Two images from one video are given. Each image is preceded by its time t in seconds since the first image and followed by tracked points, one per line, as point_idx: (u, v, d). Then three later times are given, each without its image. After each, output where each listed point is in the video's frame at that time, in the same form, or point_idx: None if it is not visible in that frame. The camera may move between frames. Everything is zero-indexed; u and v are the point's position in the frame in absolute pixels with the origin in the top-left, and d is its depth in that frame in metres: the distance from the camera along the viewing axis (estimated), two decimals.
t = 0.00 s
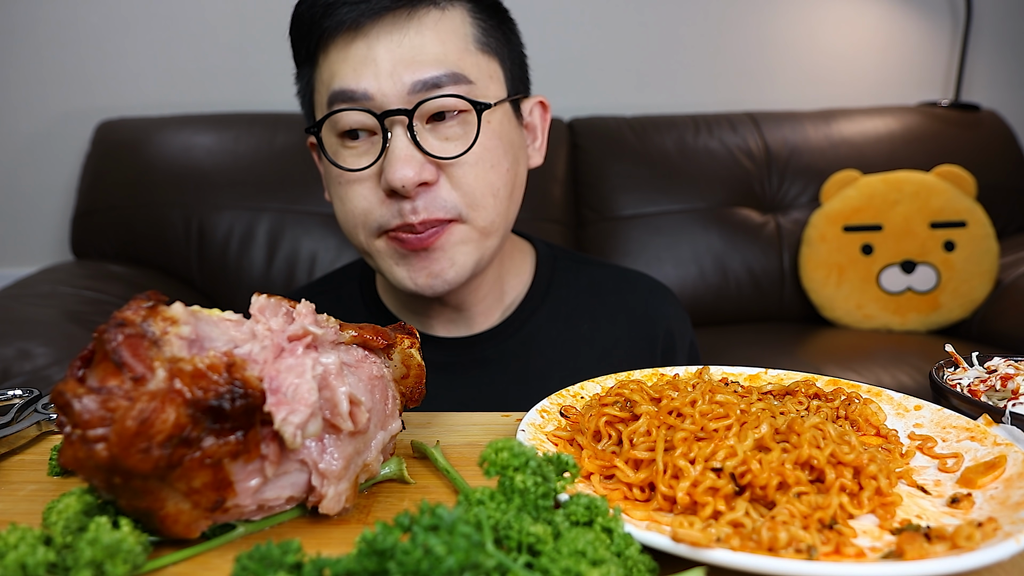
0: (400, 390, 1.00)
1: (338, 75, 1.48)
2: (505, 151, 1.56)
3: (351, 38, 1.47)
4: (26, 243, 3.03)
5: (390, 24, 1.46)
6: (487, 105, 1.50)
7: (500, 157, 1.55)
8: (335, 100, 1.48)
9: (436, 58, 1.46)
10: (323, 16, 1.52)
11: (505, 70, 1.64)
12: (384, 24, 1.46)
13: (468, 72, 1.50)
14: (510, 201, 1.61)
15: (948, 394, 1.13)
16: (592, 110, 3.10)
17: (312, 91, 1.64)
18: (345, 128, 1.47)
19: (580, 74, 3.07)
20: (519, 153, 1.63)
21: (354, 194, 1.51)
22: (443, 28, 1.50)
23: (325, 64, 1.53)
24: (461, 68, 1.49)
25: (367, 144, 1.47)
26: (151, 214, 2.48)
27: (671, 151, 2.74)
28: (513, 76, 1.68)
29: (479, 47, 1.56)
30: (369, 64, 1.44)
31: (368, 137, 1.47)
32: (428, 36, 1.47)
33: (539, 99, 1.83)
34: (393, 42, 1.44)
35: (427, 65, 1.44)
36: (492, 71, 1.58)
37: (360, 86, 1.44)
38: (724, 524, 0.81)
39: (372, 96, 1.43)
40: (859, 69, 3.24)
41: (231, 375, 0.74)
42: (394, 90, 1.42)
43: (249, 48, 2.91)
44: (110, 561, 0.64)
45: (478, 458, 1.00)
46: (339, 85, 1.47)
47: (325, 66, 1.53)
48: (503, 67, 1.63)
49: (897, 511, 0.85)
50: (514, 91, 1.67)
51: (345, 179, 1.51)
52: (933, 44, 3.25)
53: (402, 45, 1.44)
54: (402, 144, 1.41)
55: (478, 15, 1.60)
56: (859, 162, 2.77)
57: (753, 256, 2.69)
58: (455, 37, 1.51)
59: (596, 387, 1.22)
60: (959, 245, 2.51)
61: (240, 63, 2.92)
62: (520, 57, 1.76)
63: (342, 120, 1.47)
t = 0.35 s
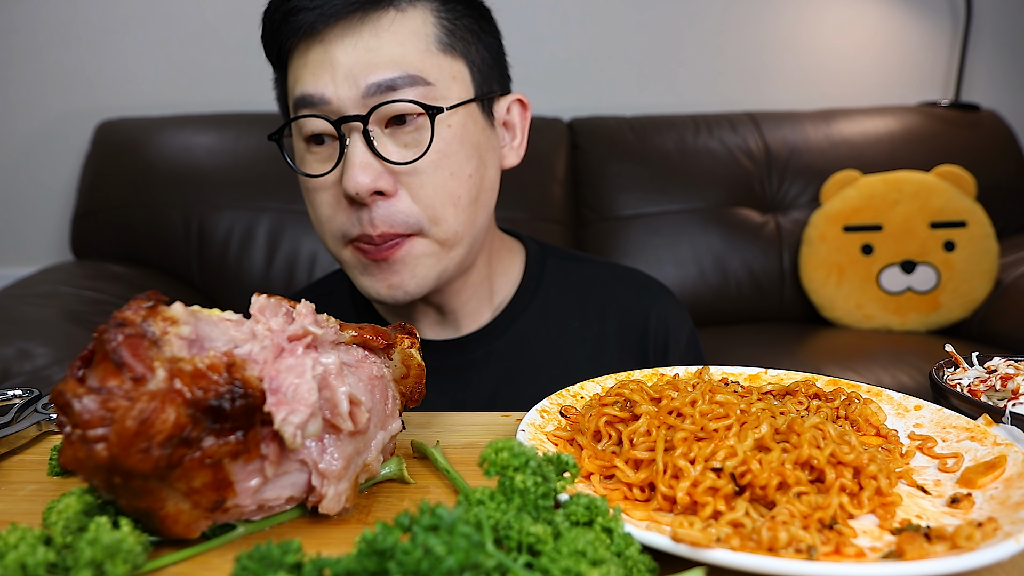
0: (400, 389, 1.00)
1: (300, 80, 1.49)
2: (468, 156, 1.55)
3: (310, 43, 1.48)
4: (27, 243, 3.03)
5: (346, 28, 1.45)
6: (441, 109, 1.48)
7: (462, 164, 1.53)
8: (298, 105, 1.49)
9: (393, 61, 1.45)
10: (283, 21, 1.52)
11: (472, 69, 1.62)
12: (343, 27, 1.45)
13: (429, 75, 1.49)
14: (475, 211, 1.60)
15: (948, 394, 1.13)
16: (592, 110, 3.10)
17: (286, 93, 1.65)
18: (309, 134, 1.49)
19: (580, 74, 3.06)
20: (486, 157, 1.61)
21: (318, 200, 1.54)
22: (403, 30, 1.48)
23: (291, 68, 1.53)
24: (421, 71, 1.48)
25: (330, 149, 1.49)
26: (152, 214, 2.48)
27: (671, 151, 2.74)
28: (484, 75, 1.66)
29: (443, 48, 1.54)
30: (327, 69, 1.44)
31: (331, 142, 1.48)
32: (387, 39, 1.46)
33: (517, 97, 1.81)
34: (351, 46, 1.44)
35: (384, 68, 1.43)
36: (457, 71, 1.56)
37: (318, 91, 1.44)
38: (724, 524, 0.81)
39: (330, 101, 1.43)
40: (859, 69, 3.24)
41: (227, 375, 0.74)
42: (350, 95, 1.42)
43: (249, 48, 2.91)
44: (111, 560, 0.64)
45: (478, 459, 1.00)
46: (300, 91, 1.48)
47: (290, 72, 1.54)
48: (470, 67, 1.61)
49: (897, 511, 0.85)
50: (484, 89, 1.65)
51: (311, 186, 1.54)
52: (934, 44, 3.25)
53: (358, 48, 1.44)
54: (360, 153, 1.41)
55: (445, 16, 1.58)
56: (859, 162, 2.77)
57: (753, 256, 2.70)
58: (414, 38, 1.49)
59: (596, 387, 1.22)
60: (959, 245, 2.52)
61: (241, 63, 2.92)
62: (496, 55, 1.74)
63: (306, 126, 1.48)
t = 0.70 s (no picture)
0: (400, 390, 1.00)
1: (302, 68, 1.47)
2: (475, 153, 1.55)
3: (316, 29, 1.46)
4: (27, 243, 3.03)
5: (355, 16, 1.44)
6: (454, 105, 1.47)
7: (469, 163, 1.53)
8: (300, 94, 1.47)
9: (404, 52, 1.45)
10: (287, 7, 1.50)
11: (481, 62, 1.63)
12: (348, 14, 1.45)
13: (438, 66, 1.49)
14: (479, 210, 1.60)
15: (948, 393, 1.13)
16: (592, 110, 3.10)
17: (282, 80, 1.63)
18: (311, 125, 1.47)
19: (581, 74, 3.06)
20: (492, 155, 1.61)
21: (318, 195, 1.52)
22: (411, 20, 1.48)
23: (291, 56, 1.51)
24: (429, 61, 1.48)
25: (334, 141, 1.46)
26: (152, 214, 2.48)
27: (671, 151, 2.74)
28: (490, 69, 1.66)
29: (450, 39, 1.54)
30: (332, 57, 1.43)
31: (334, 134, 1.46)
32: (395, 28, 1.46)
33: (523, 92, 1.82)
34: (358, 34, 1.43)
35: (393, 58, 1.43)
36: (465, 64, 1.56)
37: (324, 79, 1.43)
38: (724, 524, 0.81)
39: (335, 90, 1.42)
40: (859, 69, 3.24)
41: (228, 374, 0.74)
42: (357, 84, 1.41)
43: (250, 48, 2.91)
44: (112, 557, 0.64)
45: (478, 459, 1.00)
46: (303, 79, 1.46)
47: (292, 58, 1.52)
48: (479, 60, 1.62)
49: (897, 511, 0.85)
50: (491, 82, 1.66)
51: (311, 178, 1.52)
52: (934, 44, 3.25)
53: (367, 37, 1.43)
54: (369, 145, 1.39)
55: (451, 8, 1.57)
56: (859, 162, 2.77)
57: (753, 256, 2.70)
58: (425, 29, 1.49)
59: (596, 387, 1.23)
60: (959, 245, 2.51)
61: (241, 64, 2.92)
62: (501, 48, 1.74)
63: (309, 116, 1.46)
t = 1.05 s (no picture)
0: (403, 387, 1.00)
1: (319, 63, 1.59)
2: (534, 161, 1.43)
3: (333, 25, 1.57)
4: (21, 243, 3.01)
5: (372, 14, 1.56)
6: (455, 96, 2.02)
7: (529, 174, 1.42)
8: (308, 90, 2.10)
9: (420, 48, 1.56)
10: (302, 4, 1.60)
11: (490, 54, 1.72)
12: (360, 12, 2.01)
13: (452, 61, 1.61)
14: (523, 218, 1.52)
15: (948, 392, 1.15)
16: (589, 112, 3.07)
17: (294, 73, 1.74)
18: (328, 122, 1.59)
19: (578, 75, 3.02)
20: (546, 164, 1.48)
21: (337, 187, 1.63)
22: (410, 17, 2.00)
23: (303, 49, 2.08)
24: (425, 49, 2.02)
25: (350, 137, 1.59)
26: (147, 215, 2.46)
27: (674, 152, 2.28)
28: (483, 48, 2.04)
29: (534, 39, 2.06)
30: (343, 53, 2.04)
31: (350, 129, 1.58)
32: (392, 21, 2.01)
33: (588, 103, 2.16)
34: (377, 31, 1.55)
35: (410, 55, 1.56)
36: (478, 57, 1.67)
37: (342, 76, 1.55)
38: (724, 523, 0.81)
39: (342, 78, 2.05)
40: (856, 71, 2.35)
41: (228, 374, 0.75)
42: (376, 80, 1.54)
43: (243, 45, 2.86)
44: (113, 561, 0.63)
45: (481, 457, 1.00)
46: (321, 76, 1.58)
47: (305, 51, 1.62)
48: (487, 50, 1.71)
49: (897, 509, 0.85)
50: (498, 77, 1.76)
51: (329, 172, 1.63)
52: None
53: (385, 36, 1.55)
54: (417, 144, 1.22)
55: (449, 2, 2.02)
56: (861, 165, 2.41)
57: (754, 257, 2.44)
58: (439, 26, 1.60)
59: (596, 385, 1.23)
60: (959, 245, 2.43)
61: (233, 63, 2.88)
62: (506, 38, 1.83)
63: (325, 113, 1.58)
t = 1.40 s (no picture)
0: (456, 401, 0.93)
1: (349, 74, 1.69)
2: (576, 188, 1.14)
3: (361, 36, 1.66)
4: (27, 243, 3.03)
5: (398, 23, 1.65)
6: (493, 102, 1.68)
7: (569, 200, 1.14)
8: (347, 98, 1.69)
9: (444, 54, 1.65)
10: (332, 15, 1.70)
11: (508, 54, 1.82)
12: (392, 20, 1.65)
13: (473, 63, 1.69)
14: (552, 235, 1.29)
15: (946, 389, 1.24)
16: (593, 108, 3.06)
17: (323, 82, 1.85)
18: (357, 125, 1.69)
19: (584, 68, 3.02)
20: (600, 191, 1.21)
21: (370, 188, 1.78)
22: (448, 23, 1.68)
23: (337, 63, 1.72)
24: (466, 59, 1.68)
25: (378, 140, 1.71)
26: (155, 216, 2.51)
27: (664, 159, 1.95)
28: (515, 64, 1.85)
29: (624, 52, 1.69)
30: (379, 61, 1.64)
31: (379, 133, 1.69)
32: (435, 30, 1.66)
33: (545, 78, 1.95)
34: (401, 39, 1.64)
35: (436, 59, 1.64)
36: (495, 59, 1.75)
37: (371, 84, 1.64)
38: (725, 516, 0.83)
39: (383, 91, 1.64)
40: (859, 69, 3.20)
41: (272, 391, 0.63)
42: (404, 87, 1.63)
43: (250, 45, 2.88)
44: (116, 563, 0.63)
45: (483, 451, 1.04)
46: (350, 86, 1.67)
47: (336, 62, 1.73)
48: (506, 53, 1.80)
49: (894, 503, 0.86)
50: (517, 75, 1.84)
51: (364, 174, 1.76)
52: (933, 43, 3.21)
53: (412, 42, 1.64)
54: (435, 168, 1.00)
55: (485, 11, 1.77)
56: (858, 163, 2.79)
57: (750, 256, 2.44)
58: (460, 29, 1.69)
59: (597, 382, 1.25)
60: (959, 245, 2.51)
61: (237, 64, 2.89)
62: (519, 36, 1.91)
63: (355, 118, 1.67)
